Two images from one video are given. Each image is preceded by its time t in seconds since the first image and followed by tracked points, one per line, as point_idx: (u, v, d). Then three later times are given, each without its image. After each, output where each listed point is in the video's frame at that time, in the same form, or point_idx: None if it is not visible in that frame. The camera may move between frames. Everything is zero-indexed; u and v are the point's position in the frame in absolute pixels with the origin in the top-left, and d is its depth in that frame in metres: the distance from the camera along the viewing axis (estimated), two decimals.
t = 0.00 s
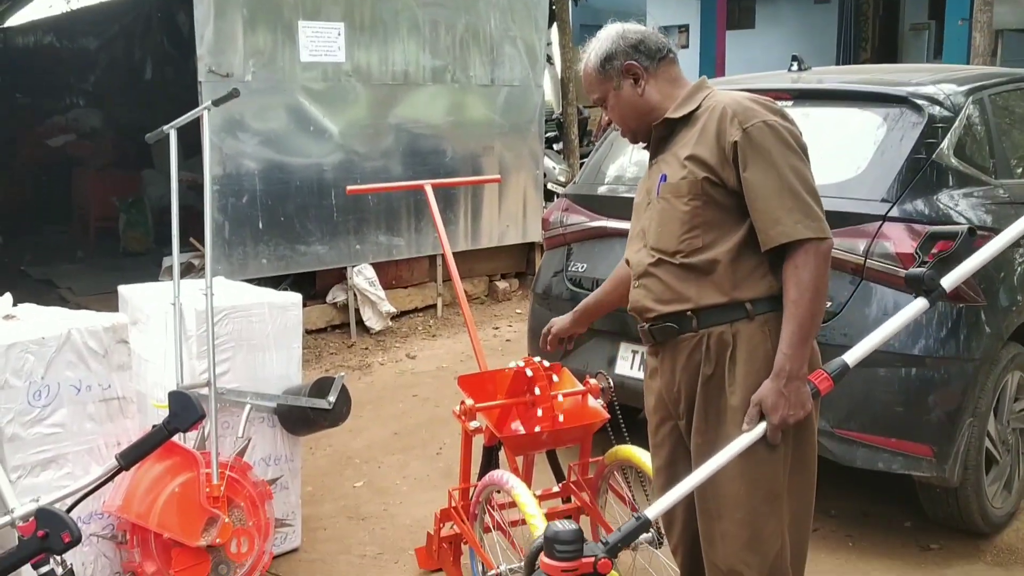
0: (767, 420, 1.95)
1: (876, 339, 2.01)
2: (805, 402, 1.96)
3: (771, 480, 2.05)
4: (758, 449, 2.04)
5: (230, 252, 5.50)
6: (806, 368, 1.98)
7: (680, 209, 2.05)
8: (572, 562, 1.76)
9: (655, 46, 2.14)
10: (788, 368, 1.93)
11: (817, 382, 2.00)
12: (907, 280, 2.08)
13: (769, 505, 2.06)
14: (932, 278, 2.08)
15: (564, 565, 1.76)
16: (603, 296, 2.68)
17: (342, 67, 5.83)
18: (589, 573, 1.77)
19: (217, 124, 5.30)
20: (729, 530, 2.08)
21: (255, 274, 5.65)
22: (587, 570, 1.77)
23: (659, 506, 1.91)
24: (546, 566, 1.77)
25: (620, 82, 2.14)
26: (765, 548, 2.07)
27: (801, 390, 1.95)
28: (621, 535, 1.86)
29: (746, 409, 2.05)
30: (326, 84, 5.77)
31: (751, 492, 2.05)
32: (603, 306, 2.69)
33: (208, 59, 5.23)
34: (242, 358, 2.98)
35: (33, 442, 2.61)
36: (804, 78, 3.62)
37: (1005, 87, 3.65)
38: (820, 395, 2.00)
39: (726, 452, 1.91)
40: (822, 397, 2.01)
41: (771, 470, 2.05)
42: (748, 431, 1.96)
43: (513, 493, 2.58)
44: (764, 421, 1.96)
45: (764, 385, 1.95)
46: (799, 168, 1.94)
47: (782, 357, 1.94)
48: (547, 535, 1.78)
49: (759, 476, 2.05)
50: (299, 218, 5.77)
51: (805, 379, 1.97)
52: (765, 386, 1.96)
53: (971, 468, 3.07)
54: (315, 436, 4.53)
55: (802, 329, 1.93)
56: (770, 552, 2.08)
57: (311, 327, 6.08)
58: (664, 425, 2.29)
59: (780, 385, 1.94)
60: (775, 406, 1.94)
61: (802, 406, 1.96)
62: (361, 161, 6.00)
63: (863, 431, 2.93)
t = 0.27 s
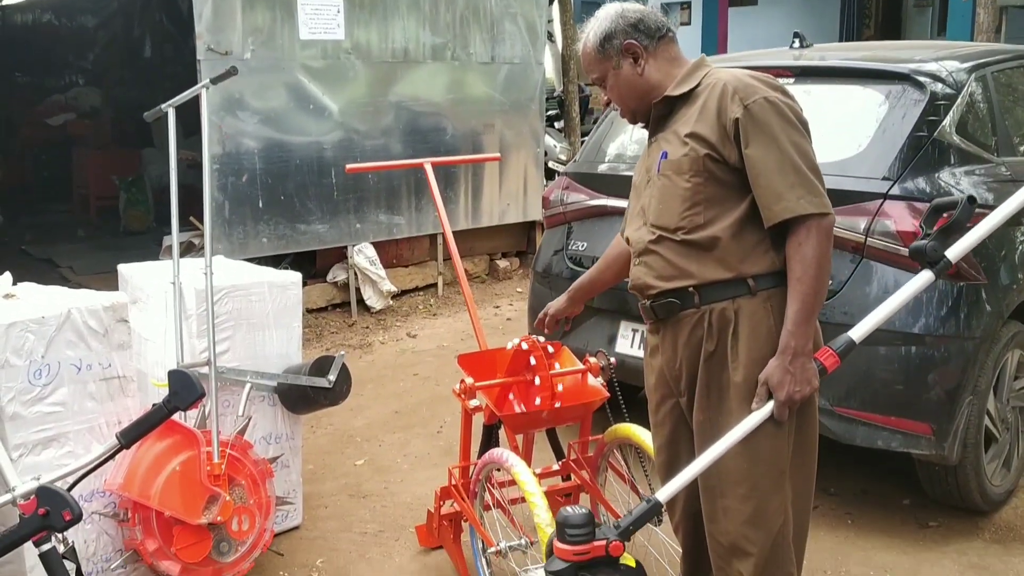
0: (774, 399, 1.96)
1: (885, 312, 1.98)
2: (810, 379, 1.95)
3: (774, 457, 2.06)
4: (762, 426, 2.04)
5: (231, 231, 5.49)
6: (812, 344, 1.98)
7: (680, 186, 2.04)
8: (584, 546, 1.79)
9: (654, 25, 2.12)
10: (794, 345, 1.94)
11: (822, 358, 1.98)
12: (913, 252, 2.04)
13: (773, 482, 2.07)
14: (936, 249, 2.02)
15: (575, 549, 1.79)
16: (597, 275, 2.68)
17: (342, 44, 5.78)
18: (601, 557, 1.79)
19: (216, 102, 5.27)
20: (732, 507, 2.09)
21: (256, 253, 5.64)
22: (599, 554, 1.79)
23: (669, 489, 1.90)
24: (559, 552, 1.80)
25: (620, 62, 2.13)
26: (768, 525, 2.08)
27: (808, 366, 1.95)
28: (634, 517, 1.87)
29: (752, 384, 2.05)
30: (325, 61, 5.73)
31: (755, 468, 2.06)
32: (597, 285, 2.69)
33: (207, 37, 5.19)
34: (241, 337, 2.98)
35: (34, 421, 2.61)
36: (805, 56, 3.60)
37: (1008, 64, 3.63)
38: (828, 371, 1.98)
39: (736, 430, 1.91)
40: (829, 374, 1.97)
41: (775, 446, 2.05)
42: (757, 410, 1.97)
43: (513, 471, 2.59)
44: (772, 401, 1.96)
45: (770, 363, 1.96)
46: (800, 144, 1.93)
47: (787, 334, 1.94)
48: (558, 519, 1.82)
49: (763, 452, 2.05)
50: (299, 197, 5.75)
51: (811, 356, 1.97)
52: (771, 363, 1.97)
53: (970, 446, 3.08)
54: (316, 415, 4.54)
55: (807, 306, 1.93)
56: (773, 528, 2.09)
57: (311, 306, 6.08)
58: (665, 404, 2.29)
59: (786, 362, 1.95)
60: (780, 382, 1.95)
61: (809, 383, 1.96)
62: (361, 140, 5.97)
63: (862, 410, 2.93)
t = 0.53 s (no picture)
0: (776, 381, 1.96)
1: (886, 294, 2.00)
2: (811, 362, 1.96)
3: (775, 441, 2.06)
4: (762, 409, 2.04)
5: (229, 220, 5.48)
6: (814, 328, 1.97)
7: (679, 171, 2.04)
8: (587, 529, 1.83)
9: (658, 12, 2.12)
10: (795, 328, 1.93)
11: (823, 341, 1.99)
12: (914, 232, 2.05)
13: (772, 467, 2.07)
14: (939, 231, 2.05)
15: (578, 533, 1.83)
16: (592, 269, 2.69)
17: (341, 32, 5.76)
18: (604, 540, 1.84)
19: (215, 91, 5.25)
20: (732, 491, 2.08)
21: (255, 242, 5.63)
22: (601, 538, 1.84)
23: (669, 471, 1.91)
24: (563, 536, 1.85)
25: (626, 46, 2.10)
26: (768, 510, 2.08)
27: (810, 349, 1.96)
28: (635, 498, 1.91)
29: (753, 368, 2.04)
30: (324, 49, 5.71)
31: (755, 453, 2.06)
32: (591, 278, 2.70)
33: (205, 25, 5.16)
34: (240, 326, 2.98)
35: (32, 409, 2.61)
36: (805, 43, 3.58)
37: (1009, 52, 3.61)
38: (830, 354, 1.99)
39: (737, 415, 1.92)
40: (831, 356, 1.99)
41: (775, 430, 2.05)
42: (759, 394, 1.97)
43: (511, 460, 2.58)
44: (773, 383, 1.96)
45: (772, 346, 1.96)
46: (797, 127, 1.93)
47: (788, 317, 1.93)
48: (560, 504, 1.86)
49: (763, 437, 2.05)
50: (298, 185, 5.74)
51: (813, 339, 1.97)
52: (773, 347, 1.96)
53: (968, 435, 3.08)
54: (315, 403, 4.54)
55: (808, 287, 1.92)
56: (773, 513, 2.08)
57: (311, 295, 6.07)
58: (664, 391, 2.28)
59: (788, 345, 1.94)
60: (782, 364, 1.95)
61: (811, 365, 1.96)
62: (360, 129, 5.96)
63: (861, 399, 2.93)
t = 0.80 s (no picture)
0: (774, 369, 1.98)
1: (886, 285, 2.02)
2: (812, 352, 1.98)
3: (774, 431, 2.06)
4: (762, 399, 2.04)
5: (227, 214, 5.47)
6: (814, 318, 2.00)
7: (678, 163, 2.03)
8: (582, 513, 1.86)
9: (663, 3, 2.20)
10: (795, 317, 1.94)
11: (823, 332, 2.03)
12: (914, 224, 2.08)
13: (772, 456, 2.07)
14: (938, 224, 2.07)
15: (574, 517, 1.85)
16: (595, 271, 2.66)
17: (339, 26, 5.74)
18: (599, 523, 1.87)
19: (213, 84, 5.23)
20: (732, 482, 2.08)
21: (253, 235, 5.62)
22: (596, 521, 1.87)
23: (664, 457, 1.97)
24: (559, 518, 1.87)
25: (646, 17, 2.10)
26: (767, 501, 2.08)
27: (808, 337, 1.97)
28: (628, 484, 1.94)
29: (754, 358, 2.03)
30: (323, 42, 5.69)
31: (755, 443, 2.06)
32: (593, 283, 2.68)
33: (203, 18, 5.14)
34: (237, 320, 2.97)
35: (29, 402, 2.60)
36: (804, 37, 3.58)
37: (1008, 47, 3.61)
38: (829, 344, 2.03)
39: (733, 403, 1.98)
40: (829, 346, 2.03)
41: (774, 420, 2.05)
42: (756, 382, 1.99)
43: (509, 453, 2.58)
44: (768, 373, 1.99)
45: (772, 335, 1.97)
46: (793, 118, 1.94)
47: (787, 306, 1.94)
48: (557, 487, 1.88)
49: (762, 427, 2.05)
50: (296, 179, 5.73)
51: (812, 328, 1.99)
52: (771, 335, 1.98)
53: (965, 429, 3.08)
54: (313, 397, 4.55)
55: (808, 277, 1.93)
56: (772, 504, 2.08)
57: (309, 289, 6.06)
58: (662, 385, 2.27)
59: (787, 334, 1.96)
60: (780, 354, 1.97)
61: (809, 354, 1.98)
62: (358, 122, 5.94)
63: (859, 393, 2.93)
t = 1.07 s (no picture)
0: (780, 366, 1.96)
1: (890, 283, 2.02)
2: (817, 350, 1.96)
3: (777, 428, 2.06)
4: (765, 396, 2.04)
5: (226, 210, 5.46)
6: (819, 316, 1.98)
7: (680, 160, 2.03)
8: (590, 508, 1.82)
9: None
10: (800, 316, 1.93)
11: (828, 329, 2.00)
12: (919, 226, 2.08)
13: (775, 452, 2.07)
14: (943, 226, 2.07)
15: (580, 512, 1.82)
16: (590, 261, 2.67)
17: (338, 23, 5.74)
18: (605, 519, 1.83)
19: (211, 80, 5.23)
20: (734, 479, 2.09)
21: (252, 232, 5.61)
22: (603, 517, 1.83)
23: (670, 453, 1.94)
24: (566, 512, 1.83)
25: (639, 19, 2.07)
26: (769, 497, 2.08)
27: (815, 336, 1.95)
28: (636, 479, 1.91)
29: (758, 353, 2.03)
30: (322, 39, 5.69)
31: (758, 440, 2.06)
32: (588, 271, 2.69)
33: (202, 14, 5.14)
34: (236, 316, 2.97)
35: (27, 399, 2.60)
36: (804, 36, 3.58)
37: (1008, 46, 3.61)
38: (835, 342, 2.00)
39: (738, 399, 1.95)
40: (835, 345, 2.00)
41: (777, 417, 2.05)
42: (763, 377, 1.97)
43: (507, 450, 2.58)
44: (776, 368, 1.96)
45: (777, 333, 1.96)
46: (795, 116, 1.95)
47: (792, 304, 1.93)
48: (563, 481, 1.83)
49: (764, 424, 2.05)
50: (295, 175, 5.72)
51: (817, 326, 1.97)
52: (777, 333, 1.96)
53: (963, 428, 3.09)
54: (312, 394, 4.55)
55: (812, 275, 1.93)
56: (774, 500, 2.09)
57: (307, 286, 6.06)
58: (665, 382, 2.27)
59: (794, 332, 1.94)
60: (788, 352, 1.95)
61: (816, 353, 1.96)
62: (357, 120, 5.94)
63: (857, 391, 2.93)
